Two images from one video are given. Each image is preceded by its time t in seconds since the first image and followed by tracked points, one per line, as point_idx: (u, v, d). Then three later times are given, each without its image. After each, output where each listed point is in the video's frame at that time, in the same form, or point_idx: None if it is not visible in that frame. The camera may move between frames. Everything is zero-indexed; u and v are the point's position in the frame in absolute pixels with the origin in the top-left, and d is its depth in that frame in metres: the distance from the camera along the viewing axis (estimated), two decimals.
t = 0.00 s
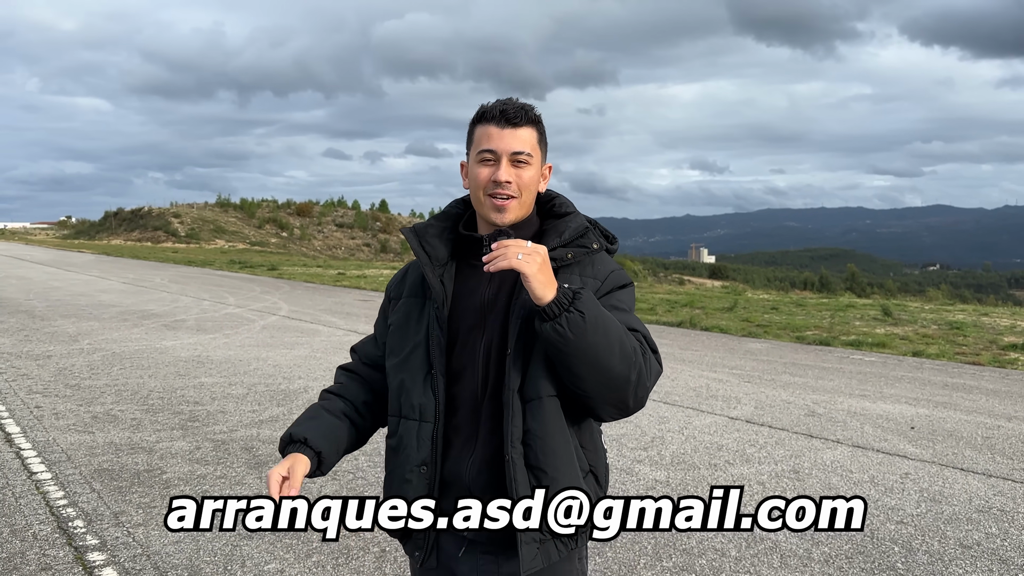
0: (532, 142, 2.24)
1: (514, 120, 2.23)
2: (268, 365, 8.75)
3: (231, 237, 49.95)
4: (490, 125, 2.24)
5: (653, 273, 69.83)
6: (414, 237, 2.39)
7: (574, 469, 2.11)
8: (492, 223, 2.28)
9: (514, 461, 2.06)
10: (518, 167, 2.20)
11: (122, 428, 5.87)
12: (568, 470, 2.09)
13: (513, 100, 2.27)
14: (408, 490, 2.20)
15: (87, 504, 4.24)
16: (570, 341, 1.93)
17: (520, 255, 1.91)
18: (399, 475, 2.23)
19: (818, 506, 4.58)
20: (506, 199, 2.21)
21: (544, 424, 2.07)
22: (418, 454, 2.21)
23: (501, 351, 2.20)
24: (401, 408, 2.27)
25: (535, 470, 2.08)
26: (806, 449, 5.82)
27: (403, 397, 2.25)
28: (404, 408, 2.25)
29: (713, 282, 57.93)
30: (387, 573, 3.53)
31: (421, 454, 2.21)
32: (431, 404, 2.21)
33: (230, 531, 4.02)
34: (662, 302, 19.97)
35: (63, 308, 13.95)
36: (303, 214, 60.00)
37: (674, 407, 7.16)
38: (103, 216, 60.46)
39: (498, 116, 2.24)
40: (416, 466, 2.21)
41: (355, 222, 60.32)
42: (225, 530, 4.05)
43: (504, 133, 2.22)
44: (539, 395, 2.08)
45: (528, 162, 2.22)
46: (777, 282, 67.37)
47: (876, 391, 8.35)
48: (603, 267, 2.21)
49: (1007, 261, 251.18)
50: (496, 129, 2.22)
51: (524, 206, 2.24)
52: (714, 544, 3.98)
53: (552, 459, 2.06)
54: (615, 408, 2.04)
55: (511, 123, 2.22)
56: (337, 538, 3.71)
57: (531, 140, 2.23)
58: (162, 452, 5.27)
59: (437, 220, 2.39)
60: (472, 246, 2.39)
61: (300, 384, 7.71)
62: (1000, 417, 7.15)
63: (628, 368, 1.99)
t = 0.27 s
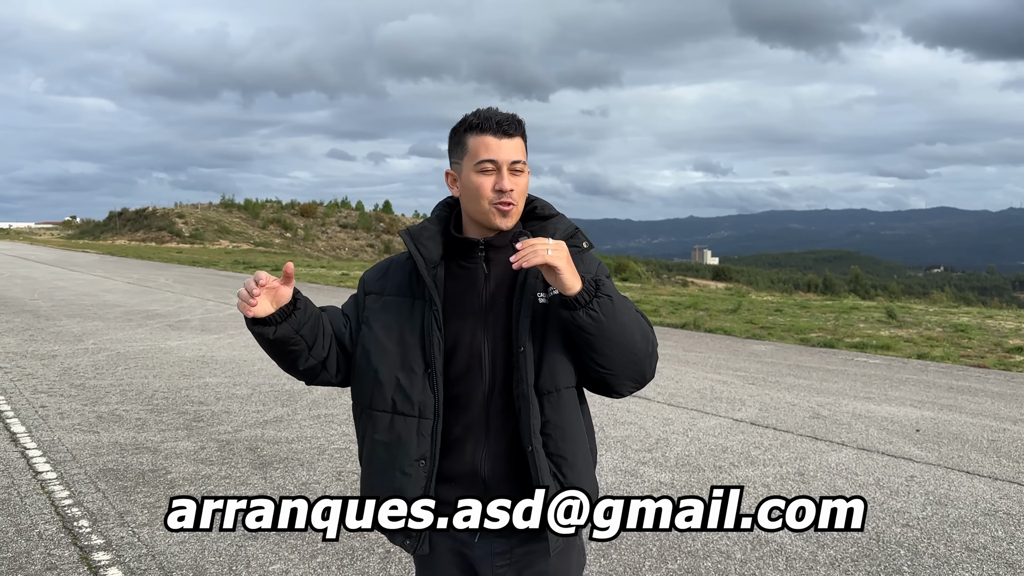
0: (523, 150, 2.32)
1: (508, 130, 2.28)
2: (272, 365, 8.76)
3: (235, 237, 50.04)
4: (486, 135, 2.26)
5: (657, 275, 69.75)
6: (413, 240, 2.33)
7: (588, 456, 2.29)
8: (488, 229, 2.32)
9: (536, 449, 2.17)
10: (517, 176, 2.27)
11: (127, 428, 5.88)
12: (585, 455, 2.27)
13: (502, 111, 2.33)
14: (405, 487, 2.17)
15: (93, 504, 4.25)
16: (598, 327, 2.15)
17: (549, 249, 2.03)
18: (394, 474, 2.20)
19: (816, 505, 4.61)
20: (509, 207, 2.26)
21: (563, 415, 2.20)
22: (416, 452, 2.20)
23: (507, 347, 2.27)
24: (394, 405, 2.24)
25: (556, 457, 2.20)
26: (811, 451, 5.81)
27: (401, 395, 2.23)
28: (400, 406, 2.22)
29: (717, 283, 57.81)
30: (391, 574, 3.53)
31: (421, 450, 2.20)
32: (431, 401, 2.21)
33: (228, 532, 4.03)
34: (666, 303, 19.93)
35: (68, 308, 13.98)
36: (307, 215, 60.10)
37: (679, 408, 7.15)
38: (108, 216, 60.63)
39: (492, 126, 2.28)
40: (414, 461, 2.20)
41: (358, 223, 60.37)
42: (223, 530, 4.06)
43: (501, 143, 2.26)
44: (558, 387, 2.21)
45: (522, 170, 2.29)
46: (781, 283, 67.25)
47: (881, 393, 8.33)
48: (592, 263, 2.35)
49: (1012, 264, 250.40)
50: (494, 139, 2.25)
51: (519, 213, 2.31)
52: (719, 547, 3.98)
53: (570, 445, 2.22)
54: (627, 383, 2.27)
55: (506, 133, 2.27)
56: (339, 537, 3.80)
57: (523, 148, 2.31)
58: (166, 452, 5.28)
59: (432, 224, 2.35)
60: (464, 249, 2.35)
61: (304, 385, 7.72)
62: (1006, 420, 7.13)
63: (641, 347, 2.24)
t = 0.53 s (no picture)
0: (523, 152, 2.38)
1: (513, 135, 2.33)
2: (275, 365, 8.77)
3: (238, 237, 50.12)
4: (494, 140, 2.29)
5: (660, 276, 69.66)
6: (420, 248, 2.29)
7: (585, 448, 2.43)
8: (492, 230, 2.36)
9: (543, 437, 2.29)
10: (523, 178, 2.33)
11: (130, 428, 5.89)
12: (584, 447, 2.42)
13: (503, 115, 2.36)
14: (447, 489, 2.17)
15: (95, 504, 4.26)
16: (596, 327, 2.30)
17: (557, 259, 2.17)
18: (431, 477, 2.18)
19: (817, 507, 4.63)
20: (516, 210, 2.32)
21: (565, 404, 2.34)
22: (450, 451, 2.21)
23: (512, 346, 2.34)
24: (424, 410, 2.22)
25: (560, 444, 2.33)
26: (814, 453, 5.80)
27: (428, 399, 2.21)
28: (430, 410, 2.21)
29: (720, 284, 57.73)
30: (394, 574, 3.53)
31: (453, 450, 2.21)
32: (462, 402, 2.24)
33: (228, 531, 4.04)
34: (669, 304, 19.91)
35: (71, 308, 14.01)
36: (310, 215, 60.19)
37: (682, 410, 7.15)
38: (112, 216, 60.78)
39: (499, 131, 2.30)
40: (452, 462, 2.20)
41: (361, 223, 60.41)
42: (224, 530, 4.07)
43: (509, 147, 2.31)
44: (558, 380, 2.34)
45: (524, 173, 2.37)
46: (783, 285, 67.18)
47: (884, 395, 8.31)
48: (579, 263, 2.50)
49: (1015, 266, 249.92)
50: (502, 144, 2.29)
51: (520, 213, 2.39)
52: (722, 549, 3.97)
53: (572, 438, 2.34)
54: (613, 379, 2.42)
55: (512, 138, 2.32)
56: (340, 537, 3.91)
57: (523, 151, 2.38)
58: (169, 452, 5.29)
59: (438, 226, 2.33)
60: (466, 249, 2.36)
61: (307, 385, 7.72)
62: (1009, 422, 7.11)
63: (628, 349, 2.40)
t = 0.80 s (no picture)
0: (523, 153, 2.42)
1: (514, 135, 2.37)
2: (275, 365, 8.78)
3: (240, 237, 50.17)
4: (497, 139, 2.32)
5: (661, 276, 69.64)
6: (434, 246, 2.28)
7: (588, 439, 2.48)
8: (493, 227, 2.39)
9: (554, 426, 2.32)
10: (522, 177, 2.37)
11: (130, 427, 5.89)
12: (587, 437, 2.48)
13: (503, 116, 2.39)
14: (490, 473, 2.23)
15: (94, 503, 4.26)
16: (602, 319, 2.34)
17: (566, 255, 2.21)
18: (475, 465, 2.22)
19: (818, 508, 4.64)
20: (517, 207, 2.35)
21: (572, 392, 2.39)
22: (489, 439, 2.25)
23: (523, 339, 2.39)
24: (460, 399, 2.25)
25: (567, 431, 2.37)
26: (815, 454, 5.79)
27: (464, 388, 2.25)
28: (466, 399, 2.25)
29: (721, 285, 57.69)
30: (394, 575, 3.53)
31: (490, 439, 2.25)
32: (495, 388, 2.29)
33: (228, 531, 4.05)
34: (670, 305, 19.90)
35: (72, 307, 14.02)
36: (311, 215, 60.22)
37: (683, 411, 7.14)
38: (113, 215, 60.86)
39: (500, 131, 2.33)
40: (493, 447, 2.25)
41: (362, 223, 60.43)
42: (223, 530, 4.08)
43: (511, 146, 2.34)
44: (563, 370, 2.39)
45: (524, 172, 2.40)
46: (784, 285, 67.16)
47: (885, 396, 8.30)
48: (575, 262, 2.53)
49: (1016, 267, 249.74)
50: (505, 143, 2.32)
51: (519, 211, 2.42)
52: (723, 551, 3.97)
53: (579, 426, 2.39)
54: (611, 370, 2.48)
55: (514, 138, 2.36)
56: (340, 537, 4.00)
57: (523, 152, 2.41)
58: (169, 452, 5.29)
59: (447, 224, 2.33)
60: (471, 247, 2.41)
61: (307, 385, 7.72)
62: (1010, 424, 7.10)
63: (627, 339, 2.45)
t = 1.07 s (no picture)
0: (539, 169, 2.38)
1: (528, 151, 2.34)
2: (274, 365, 8.77)
3: (239, 237, 50.18)
4: (511, 155, 2.31)
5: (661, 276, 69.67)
6: (450, 244, 2.30)
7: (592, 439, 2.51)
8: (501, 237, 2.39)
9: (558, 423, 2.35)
10: (534, 195, 2.34)
11: (128, 428, 5.88)
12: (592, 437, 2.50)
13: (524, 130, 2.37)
14: (499, 461, 2.25)
15: (91, 504, 4.25)
16: (605, 325, 2.33)
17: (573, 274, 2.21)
18: (485, 454, 2.25)
19: (818, 508, 4.64)
20: (523, 221, 2.34)
21: (575, 390, 2.42)
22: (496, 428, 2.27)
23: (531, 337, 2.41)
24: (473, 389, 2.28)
25: (570, 427, 2.39)
26: (814, 455, 5.79)
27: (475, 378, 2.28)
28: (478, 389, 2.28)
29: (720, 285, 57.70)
30: None
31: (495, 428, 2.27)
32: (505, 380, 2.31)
33: (228, 532, 4.06)
34: (670, 305, 19.90)
35: (71, 307, 14.01)
36: (311, 214, 60.24)
37: (682, 411, 7.14)
38: (113, 215, 60.88)
39: (515, 146, 2.32)
40: (501, 434, 2.27)
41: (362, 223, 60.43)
42: (223, 530, 4.09)
43: (523, 162, 2.32)
44: (568, 369, 2.42)
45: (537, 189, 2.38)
46: (783, 286, 67.18)
47: (884, 397, 8.30)
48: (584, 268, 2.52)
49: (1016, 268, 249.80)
50: (516, 159, 2.31)
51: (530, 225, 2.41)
52: (721, 552, 3.97)
53: (582, 426, 2.41)
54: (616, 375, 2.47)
55: (527, 154, 2.33)
56: (340, 537, 4.02)
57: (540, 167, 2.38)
58: (167, 452, 5.28)
59: (466, 225, 2.34)
60: (488, 251, 2.41)
61: (306, 385, 7.72)
62: (1010, 425, 7.10)
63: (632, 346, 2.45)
